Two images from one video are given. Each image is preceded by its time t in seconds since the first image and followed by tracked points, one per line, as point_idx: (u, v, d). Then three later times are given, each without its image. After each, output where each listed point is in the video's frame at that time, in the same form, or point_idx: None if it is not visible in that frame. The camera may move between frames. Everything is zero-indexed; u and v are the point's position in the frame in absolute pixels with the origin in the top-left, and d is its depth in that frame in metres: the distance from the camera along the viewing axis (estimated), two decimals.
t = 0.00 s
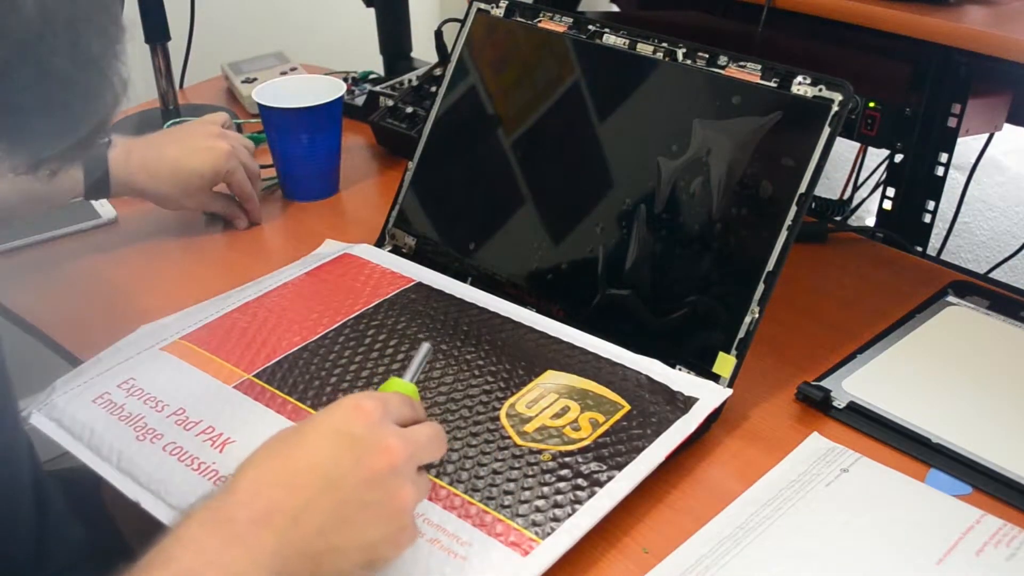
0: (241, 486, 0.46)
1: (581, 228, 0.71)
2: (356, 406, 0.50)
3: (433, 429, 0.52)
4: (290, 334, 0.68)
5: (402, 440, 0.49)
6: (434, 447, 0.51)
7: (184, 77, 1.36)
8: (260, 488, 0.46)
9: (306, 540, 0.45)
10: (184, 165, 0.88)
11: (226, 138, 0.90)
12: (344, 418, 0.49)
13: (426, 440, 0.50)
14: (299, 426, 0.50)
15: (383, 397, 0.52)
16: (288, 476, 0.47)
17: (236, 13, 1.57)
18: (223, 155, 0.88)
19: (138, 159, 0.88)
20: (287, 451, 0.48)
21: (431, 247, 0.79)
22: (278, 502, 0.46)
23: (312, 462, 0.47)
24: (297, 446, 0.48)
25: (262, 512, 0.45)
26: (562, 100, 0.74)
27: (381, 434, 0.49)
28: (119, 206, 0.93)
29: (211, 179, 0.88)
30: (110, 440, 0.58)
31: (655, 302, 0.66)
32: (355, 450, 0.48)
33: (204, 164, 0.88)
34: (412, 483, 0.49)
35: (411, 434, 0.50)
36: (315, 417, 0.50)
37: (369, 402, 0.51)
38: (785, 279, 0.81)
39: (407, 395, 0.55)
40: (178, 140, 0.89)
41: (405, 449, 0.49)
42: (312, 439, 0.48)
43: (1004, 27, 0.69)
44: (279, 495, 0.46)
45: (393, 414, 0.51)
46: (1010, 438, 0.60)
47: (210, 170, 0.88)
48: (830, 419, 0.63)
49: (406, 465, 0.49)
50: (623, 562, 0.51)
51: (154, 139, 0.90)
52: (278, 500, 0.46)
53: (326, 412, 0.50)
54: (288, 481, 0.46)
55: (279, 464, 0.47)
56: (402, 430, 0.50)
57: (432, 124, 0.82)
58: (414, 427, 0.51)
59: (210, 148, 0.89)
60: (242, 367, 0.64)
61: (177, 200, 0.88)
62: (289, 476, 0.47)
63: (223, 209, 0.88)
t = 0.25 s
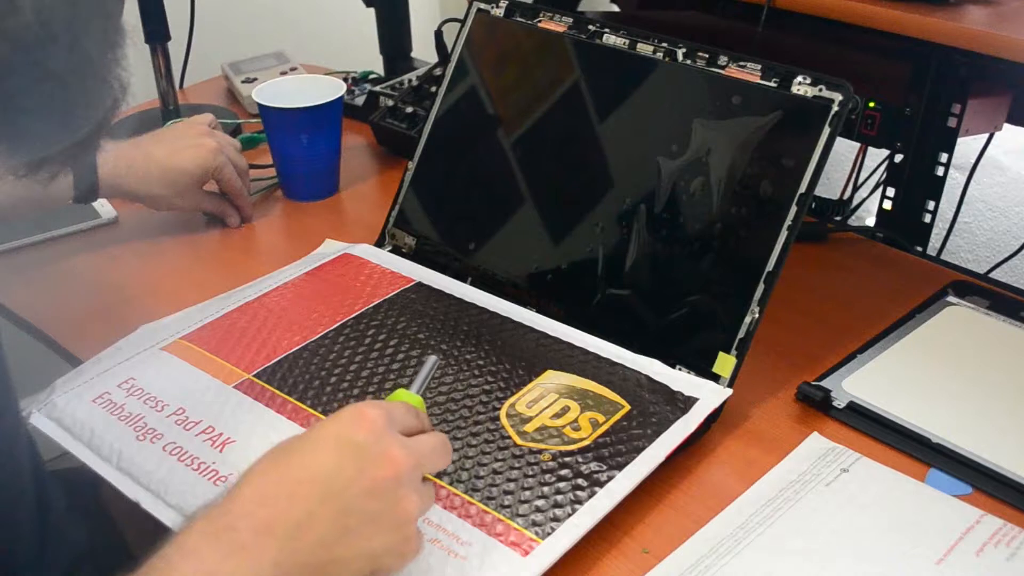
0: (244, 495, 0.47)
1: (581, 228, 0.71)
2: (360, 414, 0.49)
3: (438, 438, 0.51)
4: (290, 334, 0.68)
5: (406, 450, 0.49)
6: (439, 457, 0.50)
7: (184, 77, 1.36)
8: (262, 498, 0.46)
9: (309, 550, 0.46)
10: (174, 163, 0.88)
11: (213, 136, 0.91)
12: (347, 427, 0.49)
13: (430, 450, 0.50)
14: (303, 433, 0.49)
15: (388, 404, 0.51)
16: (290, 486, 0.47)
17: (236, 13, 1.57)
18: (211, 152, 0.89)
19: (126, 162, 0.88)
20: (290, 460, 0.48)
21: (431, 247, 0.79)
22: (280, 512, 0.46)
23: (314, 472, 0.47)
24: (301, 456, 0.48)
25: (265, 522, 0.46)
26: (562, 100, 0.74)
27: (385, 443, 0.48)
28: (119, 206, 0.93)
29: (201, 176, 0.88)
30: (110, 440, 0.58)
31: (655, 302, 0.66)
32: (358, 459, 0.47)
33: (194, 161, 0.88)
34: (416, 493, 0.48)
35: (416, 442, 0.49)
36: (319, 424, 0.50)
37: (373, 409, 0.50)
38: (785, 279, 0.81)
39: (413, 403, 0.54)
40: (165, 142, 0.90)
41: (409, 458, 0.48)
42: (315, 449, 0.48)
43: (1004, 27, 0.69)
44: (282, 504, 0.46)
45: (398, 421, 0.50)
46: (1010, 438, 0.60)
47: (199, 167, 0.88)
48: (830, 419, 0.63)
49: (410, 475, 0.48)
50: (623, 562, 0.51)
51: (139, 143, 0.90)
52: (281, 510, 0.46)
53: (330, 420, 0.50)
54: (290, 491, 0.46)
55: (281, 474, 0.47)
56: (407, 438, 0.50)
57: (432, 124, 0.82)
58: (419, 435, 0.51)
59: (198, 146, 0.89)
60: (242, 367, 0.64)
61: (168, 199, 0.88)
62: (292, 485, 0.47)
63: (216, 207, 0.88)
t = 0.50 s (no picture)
0: (242, 493, 0.46)
1: (581, 228, 0.71)
2: (358, 411, 0.49)
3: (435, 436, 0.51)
4: (290, 334, 0.68)
5: (405, 447, 0.49)
6: (437, 453, 0.51)
7: (184, 77, 1.36)
8: (260, 496, 0.46)
9: (308, 547, 0.45)
10: (177, 162, 0.88)
11: (220, 138, 0.90)
12: (345, 424, 0.49)
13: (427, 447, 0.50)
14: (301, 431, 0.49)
15: (385, 402, 0.52)
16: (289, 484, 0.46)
17: (236, 13, 1.57)
18: (217, 154, 0.88)
19: (131, 158, 0.88)
20: (288, 458, 0.47)
21: (430, 247, 0.79)
22: (279, 510, 0.46)
23: (313, 470, 0.47)
24: (299, 454, 0.48)
25: (263, 519, 0.45)
26: (562, 100, 0.74)
27: (382, 439, 0.49)
28: (119, 206, 0.93)
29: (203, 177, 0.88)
30: (110, 440, 0.58)
31: (655, 302, 0.66)
32: (356, 456, 0.48)
33: (197, 162, 0.88)
34: (413, 489, 0.48)
35: (413, 438, 0.50)
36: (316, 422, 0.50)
37: (370, 406, 0.50)
38: (785, 279, 0.81)
39: (409, 402, 0.54)
40: (171, 139, 0.90)
41: (407, 454, 0.49)
42: (314, 446, 0.48)
43: (1004, 26, 0.69)
44: (279, 502, 0.46)
45: (395, 419, 0.51)
46: (1010, 438, 0.60)
47: (202, 169, 0.87)
48: (830, 419, 0.63)
49: (407, 470, 0.48)
50: (623, 562, 0.51)
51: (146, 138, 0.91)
52: (279, 507, 0.46)
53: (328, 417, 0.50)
54: (289, 488, 0.46)
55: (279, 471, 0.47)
56: (404, 435, 0.50)
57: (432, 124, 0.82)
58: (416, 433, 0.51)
59: (203, 148, 0.89)
60: (242, 367, 0.64)
61: (169, 196, 0.89)
62: (290, 483, 0.46)
63: (217, 208, 0.88)
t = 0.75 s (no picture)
0: (241, 493, 0.46)
1: (581, 229, 0.71)
2: (356, 411, 0.50)
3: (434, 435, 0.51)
4: (290, 334, 0.68)
5: (403, 447, 0.49)
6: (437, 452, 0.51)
7: (184, 77, 1.36)
8: (260, 496, 0.46)
9: (307, 546, 0.45)
10: (182, 164, 0.89)
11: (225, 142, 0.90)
12: (344, 425, 0.49)
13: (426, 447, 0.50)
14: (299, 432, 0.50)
15: (383, 402, 0.52)
16: (288, 485, 0.46)
17: (236, 13, 1.57)
18: (221, 157, 0.88)
19: (139, 156, 0.90)
20: (287, 458, 0.48)
21: (430, 247, 0.79)
22: (277, 511, 0.46)
23: (312, 471, 0.47)
24: (298, 454, 0.48)
25: (262, 519, 0.45)
26: (562, 99, 0.74)
27: (381, 439, 0.49)
28: (119, 206, 0.93)
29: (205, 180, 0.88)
30: (110, 439, 0.58)
31: (655, 302, 0.66)
32: (354, 456, 0.48)
33: (200, 165, 0.88)
34: (412, 489, 0.49)
35: (412, 438, 0.50)
36: (314, 423, 0.50)
37: (369, 406, 0.50)
38: (785, 279, 0.81)
39: (406, 403, 0.54)
40: (181, 139, 0.91)
41: (406, 454, 0.49)
42: (313, 446, 0.48)
43: (1004, 26, 0.69)
44: (279, 502, 0.46)
45: (394, 418, 0.51)
46: (1010, 438, 0.60)
47: (205, 172, 0.88)
48: (830, 419, 0.63)
49: (406, 470, 0.49)
50: (623, 562, 0.51)
51: (157, 137, 0.92)
52: (278, 507, 0.46)
53: (326, 418, 0.50)
54: (288, 488, 0.46)
55: (278, 472, 0.47)
56: (403, 434, 0.50)
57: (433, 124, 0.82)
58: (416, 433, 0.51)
59: (208, 151, 0.89)
60: (242, 367, 0.64)
61: (173, 197, 0.89)
62: (289, 483, 0.46)
63: (220, 210, 0.88)
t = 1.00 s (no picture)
0: (236, 498, 0.46)
1: (581, 229, 0.71)
2: (351, 417, 0.50)
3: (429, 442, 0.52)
4: (290, 334, 0.68)
5: (398, 453, 0.49)
6: (431, 459, 0.51)
7: (184, 77, 1.36)
8: (254, 500, 0.46)
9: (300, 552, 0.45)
10: (188, 162, 0.88)
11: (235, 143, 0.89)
12: (339, 431, 0.49)
13: (421, 454, 0.50)
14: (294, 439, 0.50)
15: (379, 410, 0.52)
16: (283, 490, 0.46)
17: (236, 13, 1.57)
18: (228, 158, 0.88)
19: (146, 153, 0.89)
20: (282, 463, 0.48)
21: (430, 247, 0.79)
22: (272, 516, 0.46)
23: (307, 476, 0.47)
24: (293, 460, 0.48)
25: (256, 524, 0.45)
26: (562, 100, 0.74)
27: (376, 445, 0.49)
28: (119, 206, 0.93)
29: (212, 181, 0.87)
30: (111, 439, 0.58)
31: (655, 302, 0.66)
32: (349, 462, 0.48)
33: (207, 166, 0.87)
34: (408, 495, 0.48)
35: (407, 444, 0.50)
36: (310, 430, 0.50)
37: (364, 413, 0.51)
38: (785, 279, 0.81)
39: (403, 411, 0.55)
40: (189, 137, 0.90)
41: (401, 460, 0.49)
42: (308, 452, 0.48)
43: (1004, 26, 0.69)
44: (273, 506, 0.46)
45: (389, 425, 0.51)
46: (1010, 439, 0.60)
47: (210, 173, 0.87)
48: (830, 419, 0.63)
49: (401, 477, 0.49)
50: (623, 561, 0.51)
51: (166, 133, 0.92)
52: (272, 512, 0.46)
53: (322, 425, 0.50)
54: (282, 493, 0.46)
55: (274, 477, 0.47)
56: (398, 441, 0.50)
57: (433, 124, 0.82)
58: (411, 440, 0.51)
59: (215, 152, 0.88)
60: (242, 367, 0.64)
61: (179, 196, 0.89)
62: (284, 488, 0.47)
63: (223, 210, 0.88)
